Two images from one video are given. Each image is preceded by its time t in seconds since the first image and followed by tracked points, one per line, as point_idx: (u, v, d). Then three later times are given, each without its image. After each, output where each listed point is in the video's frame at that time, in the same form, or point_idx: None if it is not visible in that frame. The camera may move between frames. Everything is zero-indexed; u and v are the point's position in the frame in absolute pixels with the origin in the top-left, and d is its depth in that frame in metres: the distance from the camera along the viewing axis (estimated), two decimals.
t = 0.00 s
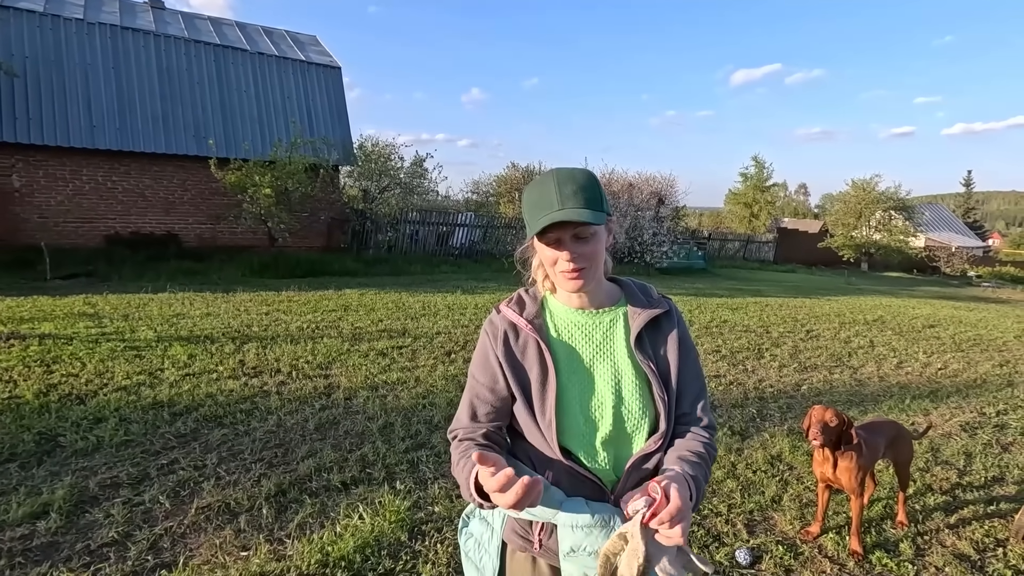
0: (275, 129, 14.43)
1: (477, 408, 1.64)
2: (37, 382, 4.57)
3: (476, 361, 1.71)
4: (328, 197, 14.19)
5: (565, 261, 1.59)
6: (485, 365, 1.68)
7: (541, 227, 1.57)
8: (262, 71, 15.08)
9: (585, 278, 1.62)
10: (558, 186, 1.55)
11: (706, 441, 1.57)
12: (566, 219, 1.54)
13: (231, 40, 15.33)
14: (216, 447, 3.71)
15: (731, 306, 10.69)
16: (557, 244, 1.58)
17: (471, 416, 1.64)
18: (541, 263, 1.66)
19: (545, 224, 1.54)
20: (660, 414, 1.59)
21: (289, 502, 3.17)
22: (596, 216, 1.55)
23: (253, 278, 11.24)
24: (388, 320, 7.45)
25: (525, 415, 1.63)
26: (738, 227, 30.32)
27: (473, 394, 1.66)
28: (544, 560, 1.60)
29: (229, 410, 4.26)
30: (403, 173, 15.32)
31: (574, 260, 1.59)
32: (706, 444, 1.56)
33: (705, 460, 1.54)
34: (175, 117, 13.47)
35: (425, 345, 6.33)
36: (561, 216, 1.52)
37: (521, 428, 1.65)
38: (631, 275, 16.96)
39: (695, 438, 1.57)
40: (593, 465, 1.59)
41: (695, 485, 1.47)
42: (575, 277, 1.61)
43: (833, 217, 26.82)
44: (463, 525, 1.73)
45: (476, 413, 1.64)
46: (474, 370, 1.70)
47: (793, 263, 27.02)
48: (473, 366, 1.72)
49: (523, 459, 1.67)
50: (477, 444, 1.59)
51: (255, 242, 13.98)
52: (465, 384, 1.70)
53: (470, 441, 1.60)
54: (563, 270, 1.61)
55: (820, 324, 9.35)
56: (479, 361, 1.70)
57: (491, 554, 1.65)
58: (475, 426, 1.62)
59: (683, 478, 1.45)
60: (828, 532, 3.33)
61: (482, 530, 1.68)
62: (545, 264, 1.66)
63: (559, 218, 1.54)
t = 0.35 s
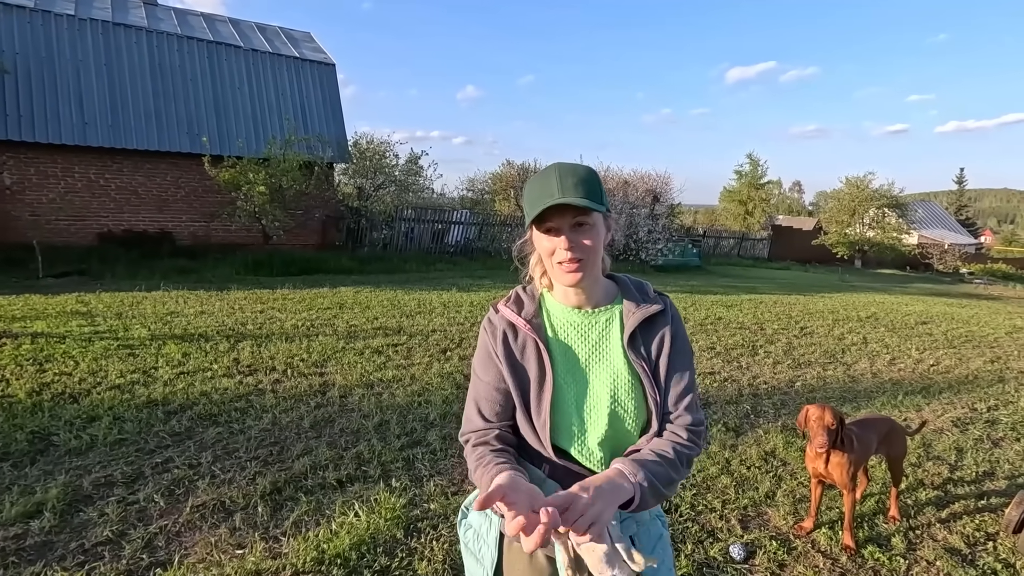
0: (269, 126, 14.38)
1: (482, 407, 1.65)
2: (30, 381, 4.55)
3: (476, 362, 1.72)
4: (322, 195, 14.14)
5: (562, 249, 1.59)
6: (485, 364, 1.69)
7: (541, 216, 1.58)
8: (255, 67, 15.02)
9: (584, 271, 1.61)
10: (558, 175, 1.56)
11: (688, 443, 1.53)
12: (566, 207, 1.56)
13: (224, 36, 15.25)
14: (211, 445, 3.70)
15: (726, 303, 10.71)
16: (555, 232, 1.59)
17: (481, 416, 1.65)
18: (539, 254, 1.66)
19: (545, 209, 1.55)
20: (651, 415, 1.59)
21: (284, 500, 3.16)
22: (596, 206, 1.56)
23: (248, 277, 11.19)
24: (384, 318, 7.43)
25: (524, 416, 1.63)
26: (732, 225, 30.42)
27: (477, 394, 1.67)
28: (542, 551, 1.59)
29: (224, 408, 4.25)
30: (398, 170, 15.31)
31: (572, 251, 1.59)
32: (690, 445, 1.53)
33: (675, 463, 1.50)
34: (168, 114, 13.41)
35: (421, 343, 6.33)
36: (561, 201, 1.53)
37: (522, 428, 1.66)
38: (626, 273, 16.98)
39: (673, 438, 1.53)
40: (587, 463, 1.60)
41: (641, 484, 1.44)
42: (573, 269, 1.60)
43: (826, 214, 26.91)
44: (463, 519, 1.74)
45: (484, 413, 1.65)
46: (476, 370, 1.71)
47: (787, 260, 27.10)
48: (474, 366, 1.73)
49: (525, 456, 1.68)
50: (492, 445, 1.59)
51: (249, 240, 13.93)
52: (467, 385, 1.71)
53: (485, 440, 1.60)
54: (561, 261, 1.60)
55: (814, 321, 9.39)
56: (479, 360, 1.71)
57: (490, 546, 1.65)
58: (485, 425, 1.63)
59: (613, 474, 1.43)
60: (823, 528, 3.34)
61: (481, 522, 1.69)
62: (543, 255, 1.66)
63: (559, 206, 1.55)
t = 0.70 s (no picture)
0: (264, 123, 14.33)
1: (470, 405, 1.67)
2: (23, 379, 4.52)
3: (469, 359, 1.72)
4: (317, 192, 14.10)
5: (562, 248, 1.58)
6: (478, 362, 1.69)
7: (540, 213, 1.57)
8: (249, 64, 14.96)
9: (583, 269, 1.61)
10: (560, 173, 1.55)
11: (688, 454, 1.56)
12: (566, 206, 1.55)
13: (218, 33, 15.18)
14: (206, 444, 3.69)
15: (721, 300, 10.74)
16: (555, 230, 1.58)
17: (465, 412, 1.68)
18: (538, 252, 1.65)
19: (544, 207, 1.54)
20: (651, 416, 1.58)
21: (280, 497, 3.15)
22: (596, 204, 1.56)
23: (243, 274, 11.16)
24: (379, 316, 7.42)
25: (514, 415, 1.63)
26: (728, 222, 30.47)
27: (465, 392, 1.69)
28: (533, 547, 1.61)
29: (219, 406, 4.24)
30: (393, 167, 15.28)
31: (571, 250, 1.58)
32: (692, 455, 1.57)
33: (690, 470, 1.54)
34: (162, 111, 13.34)
35: (417, 340, 6.32)
36: (562, 198, 1.52)
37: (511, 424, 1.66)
38: (622, 270, 16.98)
39: (687, 446, 1.58)
40: (579, 463, 1.60)
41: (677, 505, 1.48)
42: (572, 267, 1.60)
43: (821, 211, 26.98)
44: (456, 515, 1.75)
45: (469, 410, 1.68)
46: (468, 367, 1.71)
47: (782, 257, 27.17)
48: (467, 363, 1.72)
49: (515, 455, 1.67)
50: (470, 439, 1.63)
51: (244, 238, 13.89)
52: (459, 382, 1.72)
53: (464, 433, 1.64)
54: (560, 260, 1.60)
55: (809, 317, 9.42)
56: (472, 358, 1.71)
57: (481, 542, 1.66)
58: (468, 421, 1.66)
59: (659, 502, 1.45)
60: (818, 523, 3.35)
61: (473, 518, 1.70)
62: (541, 254, 1.65)
63: (559, 204, 1.55)
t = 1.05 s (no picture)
0: (259, 121, 14.28)
1: (470, 403, 1.65)
2: (17, 378, 4.50)
3: (468, 357, 1.71)
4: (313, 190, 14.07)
5: (562, 243, 1.58)
6: (477, 360, 1.68)
7: (541, 209, 1.57)
8: (245, 61, 14.91)
9: (582, 265, 1.60)
10: (562, 169, 1.55)
11: (691, 437, 1.55)
12: (567, 201, 1.55)
13: (213, 30, 15.11)
14: (202, 442, 3.68)
15: (717, 297, 10.75)
16: (555, 225, 1.58)
17: (465, 412, 1.66)
18: (538, 247, 1.65)
19: (547, 202, 1.54)
20: (648, 413, 1.58)
21: (277, 496, 3.15)
22: (597, 201, 1.56)
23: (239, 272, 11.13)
24: (376, 313, 7.42)
25: (514, 413, 1.62)
26: (724, 219, 30.50)
27: (465, 390, 1.67)
28: (530, 544, 1.60)
29: (215, 405, 4.23)
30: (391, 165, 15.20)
31: (573, 244, 1.58)
32: (687, 441, 1.53)
33: (683, 455, 1.51)
34: (157, 109, 13.29)
35: (414, 338, 6.31)
36: (563, 194, 1.52)
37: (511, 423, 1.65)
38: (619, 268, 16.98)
39: (683, 433, 1.55)
40: (577, 460, 1.59)
41: (661, 476, 1.44)
42: (572, 262, 1.59)
43: (817, 208, 27.03)
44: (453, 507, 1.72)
45: (470, 408, 1.66)
46: (467, 365, 1.71)
47: (778, 254, 27.22)
48: (466, 361, 1.72)
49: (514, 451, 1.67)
50: (473, 440, 1.60)
51: (240, 236, 13.86)
52: (458, 380, 1.71)
53: (468, 434, 1.62)
54: (561, 255, 1.59)
55: (805, 315, 9.43)
56: (471, 356, 1.70)
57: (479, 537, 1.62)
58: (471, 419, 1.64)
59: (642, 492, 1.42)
60: (814, 520, 3.35)
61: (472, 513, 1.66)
62: (541, 250, 1.65)
63: (561, 199, 1.54)
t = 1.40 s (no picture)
0: (256, 119, 14.25)
1: (464, 404, 1.68)
2: (13, 378, 4.48)
3: (464, 359, 1.72)
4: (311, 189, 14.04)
5: (559, 242, 1.58)
6: (473, 363, 1.69)
7: (537, 208, 1.56)
8: (241, 59, 14.88)
9: (579, 265, 1.60)
10: (559, 167, 1.54)
11: (693, 463, 1.57)
12: (565, 199, 1.54)
13: (209, 28, 15.07)
14: (199, 442, 3.67)
15: (715, 296, 10.74)
16: (553, 224, 1.58)
17: (461, 413, 1.68)
18: (535, 247, 1.64)
19: (542, 200, 1.53)
20: (646, 418, 1.57)
21: (275, 495, 3.14)
22: (595, 199, 1.55)
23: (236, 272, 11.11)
24: (374, 312, 7.40)
25: (509, 414, 1.62)
26: (722, 218, 30.53)
27: (462, 391, 1.69)
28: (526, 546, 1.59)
29: (212, 404, 4.21)
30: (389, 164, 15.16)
31: (570, 243, 1.57)
32: (687, 470, 1.55)
33: (682, 490, 1.53)
34: (153, 107, 13.25)
35: (412, 337, 6.30)
36: (559, 192, 1.51)
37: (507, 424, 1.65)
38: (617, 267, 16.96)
39: (679, 460, 1.56)
40: (574, 464, 1.59)
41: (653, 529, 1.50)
42: (568, 262, 1.59)
43: (815, 207, 27.05)
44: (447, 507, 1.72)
45: (467, 410, 1.68)
46: (464, 367, 1.71)
47: (776, 253, 27.22)
48: (463, 363, 1.72)
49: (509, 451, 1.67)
50: (466, 439, 1.64)
51: (237, 235, 13.82)
52: (455, 383, 1.72)
53: (460, 436, 1.65)
54: (558, 256, 1.59)
55: (802, 313, 9.45)
56: (467, 359, 1.71)
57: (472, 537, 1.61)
58: (462, 420, 1.66)
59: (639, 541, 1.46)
60: (812, 518, 3.35)
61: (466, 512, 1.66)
62: (537, 250, 1.65)
63: (558, 198, 1.54)
